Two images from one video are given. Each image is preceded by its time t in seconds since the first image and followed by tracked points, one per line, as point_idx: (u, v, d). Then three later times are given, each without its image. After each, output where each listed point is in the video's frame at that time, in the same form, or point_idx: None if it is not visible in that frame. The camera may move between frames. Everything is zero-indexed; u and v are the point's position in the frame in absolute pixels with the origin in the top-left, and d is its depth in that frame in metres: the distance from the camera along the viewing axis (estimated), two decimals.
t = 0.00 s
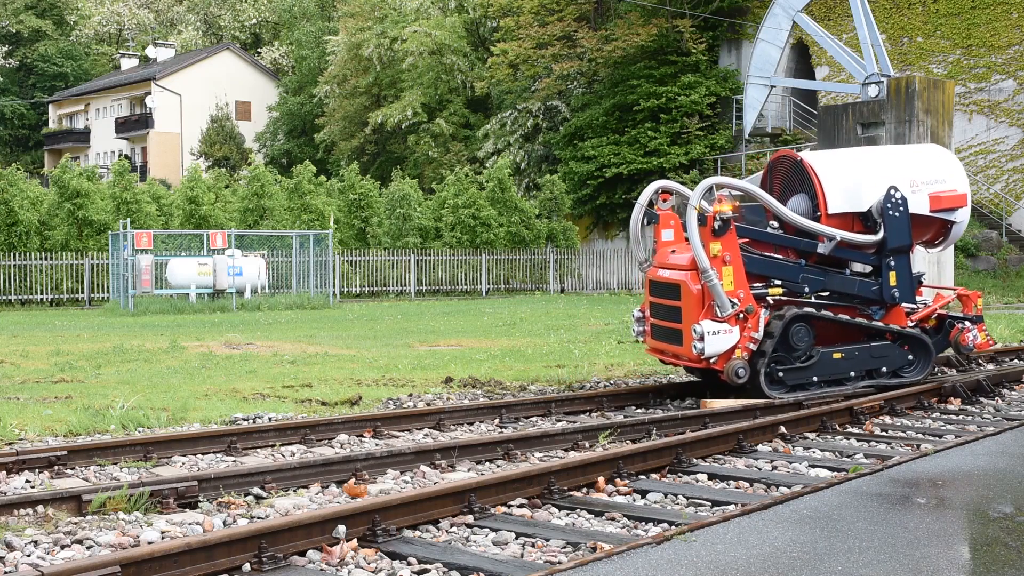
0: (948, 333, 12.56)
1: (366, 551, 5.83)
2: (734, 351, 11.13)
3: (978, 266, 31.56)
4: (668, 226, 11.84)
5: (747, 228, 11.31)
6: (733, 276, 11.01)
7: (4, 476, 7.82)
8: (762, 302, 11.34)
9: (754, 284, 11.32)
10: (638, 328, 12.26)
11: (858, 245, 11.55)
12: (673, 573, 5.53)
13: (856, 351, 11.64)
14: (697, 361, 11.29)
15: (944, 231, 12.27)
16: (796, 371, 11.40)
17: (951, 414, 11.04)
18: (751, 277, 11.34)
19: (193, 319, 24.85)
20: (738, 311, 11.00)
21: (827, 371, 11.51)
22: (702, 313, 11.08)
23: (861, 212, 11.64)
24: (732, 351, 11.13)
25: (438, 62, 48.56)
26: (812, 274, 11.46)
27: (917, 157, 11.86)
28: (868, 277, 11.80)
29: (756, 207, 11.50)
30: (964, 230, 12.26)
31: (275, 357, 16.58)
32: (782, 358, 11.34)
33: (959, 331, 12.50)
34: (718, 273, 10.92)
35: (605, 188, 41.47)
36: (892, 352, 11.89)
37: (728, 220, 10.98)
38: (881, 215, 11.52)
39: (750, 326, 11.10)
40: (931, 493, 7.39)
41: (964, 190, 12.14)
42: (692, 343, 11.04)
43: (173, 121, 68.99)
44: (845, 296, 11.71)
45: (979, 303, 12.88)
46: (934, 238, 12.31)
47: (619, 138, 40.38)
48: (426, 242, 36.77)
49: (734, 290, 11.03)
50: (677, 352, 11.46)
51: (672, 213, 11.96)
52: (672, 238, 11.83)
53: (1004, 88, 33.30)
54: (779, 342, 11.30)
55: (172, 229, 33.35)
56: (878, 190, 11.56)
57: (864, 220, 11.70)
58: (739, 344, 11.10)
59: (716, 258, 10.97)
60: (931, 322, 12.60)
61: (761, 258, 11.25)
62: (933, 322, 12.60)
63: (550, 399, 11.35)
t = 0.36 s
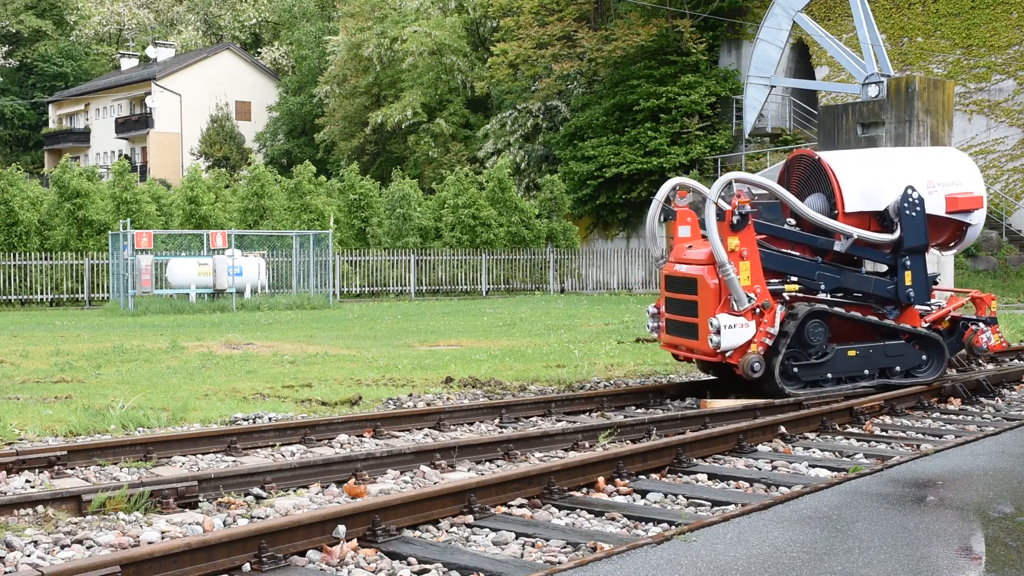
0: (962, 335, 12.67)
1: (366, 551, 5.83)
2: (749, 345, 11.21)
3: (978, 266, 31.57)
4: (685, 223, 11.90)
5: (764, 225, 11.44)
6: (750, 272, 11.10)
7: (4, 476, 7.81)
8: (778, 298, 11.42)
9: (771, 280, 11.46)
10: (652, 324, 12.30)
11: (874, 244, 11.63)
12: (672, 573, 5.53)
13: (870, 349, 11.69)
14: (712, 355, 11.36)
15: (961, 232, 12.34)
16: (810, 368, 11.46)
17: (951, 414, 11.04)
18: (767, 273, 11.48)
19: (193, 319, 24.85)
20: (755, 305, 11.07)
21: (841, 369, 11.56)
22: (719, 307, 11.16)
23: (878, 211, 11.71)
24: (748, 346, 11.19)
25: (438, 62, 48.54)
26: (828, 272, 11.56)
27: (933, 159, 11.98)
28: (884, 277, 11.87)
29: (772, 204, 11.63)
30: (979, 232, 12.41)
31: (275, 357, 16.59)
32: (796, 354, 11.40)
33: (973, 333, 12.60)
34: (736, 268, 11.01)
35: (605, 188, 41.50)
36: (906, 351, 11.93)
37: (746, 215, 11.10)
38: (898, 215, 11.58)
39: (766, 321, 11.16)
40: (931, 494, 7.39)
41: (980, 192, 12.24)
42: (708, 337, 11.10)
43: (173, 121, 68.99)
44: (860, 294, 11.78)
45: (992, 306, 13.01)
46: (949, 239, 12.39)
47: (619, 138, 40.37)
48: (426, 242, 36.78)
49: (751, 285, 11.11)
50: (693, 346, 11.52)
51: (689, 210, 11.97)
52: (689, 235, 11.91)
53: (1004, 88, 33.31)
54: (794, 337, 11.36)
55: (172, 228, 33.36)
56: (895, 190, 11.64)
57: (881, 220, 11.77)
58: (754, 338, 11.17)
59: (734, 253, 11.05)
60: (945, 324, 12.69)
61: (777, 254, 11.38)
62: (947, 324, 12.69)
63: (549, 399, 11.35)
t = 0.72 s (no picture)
0: (965, 341, 12.63)
1: (367, 551, 5.83)
2: (751, 336, 11.21)
3: (978, 266, 31.57)
4: (693, 217, 11.87)
5: (774, 217, 11.48)
6: (756, 262, 11.13)
7: (4, 476, 7.82)
8: (783, 291, 11.41)
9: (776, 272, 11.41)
10: (655, 316, 12.30)
11: (880, 242, 11.67)
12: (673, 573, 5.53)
13: (872, 347, 11.70)
14: (714, 344, 11.36)
15: (966, 238, 12.41)
16: (812, 361, 11.47)
17: (951, 414, 11.04)
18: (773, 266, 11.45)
19: (193, 318, 24.85)
20: (759, 295, 11.10)
21: (842, 364, 11.58)
22: (722, 295, 11.17)
23: (885, 211, 11.78)
24: (751, 336, 11.21)
25: (438, 62, 48.54)
26: (833, 269, 11.58)
27: (942, 165, 12.11)
28: (889, 276, 11.88)
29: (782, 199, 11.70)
30: (985, 242, 12.46)
31: (275, 357, 16.59)
32: (799, 347, 11.42)
33: (976, 338, 12.58)
34: (741, 257, 11.04)
35: (605, 188, 41.53)
36: (909, 351, 11.89)
37: (753, 205, 11.15)
38: (904, 215, 11.66)
39: (770, 312, 11.17)
40: (932, 494, 7.39)
41: (986, 199, 12.39)
42: (712, 324, 11.12)
43: (173, 121, 68.98)
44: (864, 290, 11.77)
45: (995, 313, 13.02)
46: (955, 244, 12.45)
47: (619, 138, 40.38)
48: (426, 242, 36.78)
49: (756, 276, 11.14)
50: (695, 336, 11.51)
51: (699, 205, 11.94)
52: (696, 229, 11.90)
53: (1004, 88, 33.30)
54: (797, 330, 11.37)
55: (172, 229, 33.35)
56: (903, 190, 11.73)
57: (887, 219, 11.83)
58: (758, 328, 11.17)
59: (740, 242, 11.09)
60: (949, 330, 12.64)
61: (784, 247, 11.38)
62: (951, 330, 12.65)
63: (549, 399, 11.35)
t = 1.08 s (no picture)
0: (973, 327, 12.55)
1: (366, 551, 5.83)
2: (761, 348, 11.22)
3: (978, 266, 31.58)
4: (693, 225, 11.96)
5: (774, 226, 11.37)
6: (760, 275, 11.07)
7: (4, 476, 7.81)
8: (789, 299, 11.39)
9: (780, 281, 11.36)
10: (664, 325, 12.35)
11: (882, 242, 11.61)
12: (673, 573, 5.53)
13: (881, 348, 11.69)
14: (724, 358, 11.41)
15: (968, 227, 12.37)
16: (822, 368, 11.47)
17: (951, 414, 11.04)
18: (777, 275, 11.40)
19: (193, 319, 24.85)
20: (765, 308, 11.09)
21: (853, 367, 11.57)
22: (730, 311, 11.18)
23: (885, 210, 11.73)
24: (760, 349, 11.22)
25: (438, 62, 48.55)
26: (837, 270, 11.50)
27: (940, 155, 11.97)
28: (894, 274, 11.84)
29: (780, 205, 11.60)
30: (987, 226, 12.43)
31: (275, 357, 16.59)
32: (808, 355, 11.40)
33: (984, 325, 12.50)
34: (745, 272, 10.99)
35: (605, 187, 41.53)
36: (917, 348, 11.93)
37: (753, 219, 11.06)
38: (905, 212, 11.58)
39: (777, 324, 11.17)
40: (932, 493, 7.39)
41: (986, 185, 12.29)
42: (720, 341, 11.13)
43: (173, 121, 68.96)
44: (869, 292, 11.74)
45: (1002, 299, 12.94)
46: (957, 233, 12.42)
47: (619, 138, 40.39)
48: (426, 242, 36.79)
49: (761, 288, 11.09)
50: (705, 350, 11.57)
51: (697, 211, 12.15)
52: (697, 237, 11.96)
53: (1004, 88, 33.29)
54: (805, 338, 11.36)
55: (172, 228, 33.35)
56: (902, 186, 11.66)
57: (888, 217, 11.78)
58: (767, 341, 11.18)
59: (743, 257, 11.02)
60: (956, 317, 12.57)
61: (785, 255, 11.31)
62: (958, 317, 12.57)
63: (549, 399, 11.35)
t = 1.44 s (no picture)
0: (980, 339, 12.56)
1: (367, 551, 5.83)
2: (765, 336, 11.24)
3: (978, 267, 31.59)
4: (707, 218, 11.98)
5: (787, 217, 11.50)
6: (769, 263, 11.17)
7: (4, 476, 7.81)
8: (797, 291, 11.44)
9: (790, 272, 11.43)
10: (670, 317, 12.33)
11: (893, 243, 11.68)
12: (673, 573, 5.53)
13: (886, 346, 11.66)
14: (729, 344, 11.40)
15: (981, 238, 12.39)
16: (826, 361, 11.47)
17: (950, 414, 11.03)
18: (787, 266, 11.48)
19: (193, 318, 24.85)
20: (773, 295, 11.14)
21: (857, 363, 11.55)
22: (736, 296, 11.24)
23: (898, 211, 11.78)
24: (764, 336, 11.24)
25: (438, 62, 48.55)
26: (847, 268, 11.59)
27: (955, 164, 12.10)
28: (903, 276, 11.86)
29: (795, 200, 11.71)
30: (1000, 241, 12.42)
31: (275, 357, 16.59)
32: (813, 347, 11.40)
33: (991, 336, 12.51)
34: (755, 257, 11.08)
35: (606, 187, 41.53)
36: (923, 350, 11.84)
37: (767, 205, 11.19)
38: (918, 215, 11.64)
39: (784, 312, 11.22)
40: (933, 494, 7.39)
41: (999, 199, 12.39)
42: (726, 324, 11.17)
43: (173, 121, 68.96)
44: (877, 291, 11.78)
45: (1009, 313, 12.99)
46: (970, 245, 12.43)
47: (619, 138, 40.39)
48: (426, 242, 36.78)
49: (769, 276, 11.17)
50: (709, 337, 11.56)
51: (712, 205, 12.07)
52: (711, 230, 12.00)
53: (1004, 88, 33.30)
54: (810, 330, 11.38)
55: (172, 229, 33.35)
56: (916, 190, 11.74)
57: (901, 219, 11.83)
58: (771, 328, 11.21)
59: (754, 243, 11.13)
60: (963, 329, 12.59)
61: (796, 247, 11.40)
62: (965, 329, 12.58)
63: (549, 399, 11.35)
